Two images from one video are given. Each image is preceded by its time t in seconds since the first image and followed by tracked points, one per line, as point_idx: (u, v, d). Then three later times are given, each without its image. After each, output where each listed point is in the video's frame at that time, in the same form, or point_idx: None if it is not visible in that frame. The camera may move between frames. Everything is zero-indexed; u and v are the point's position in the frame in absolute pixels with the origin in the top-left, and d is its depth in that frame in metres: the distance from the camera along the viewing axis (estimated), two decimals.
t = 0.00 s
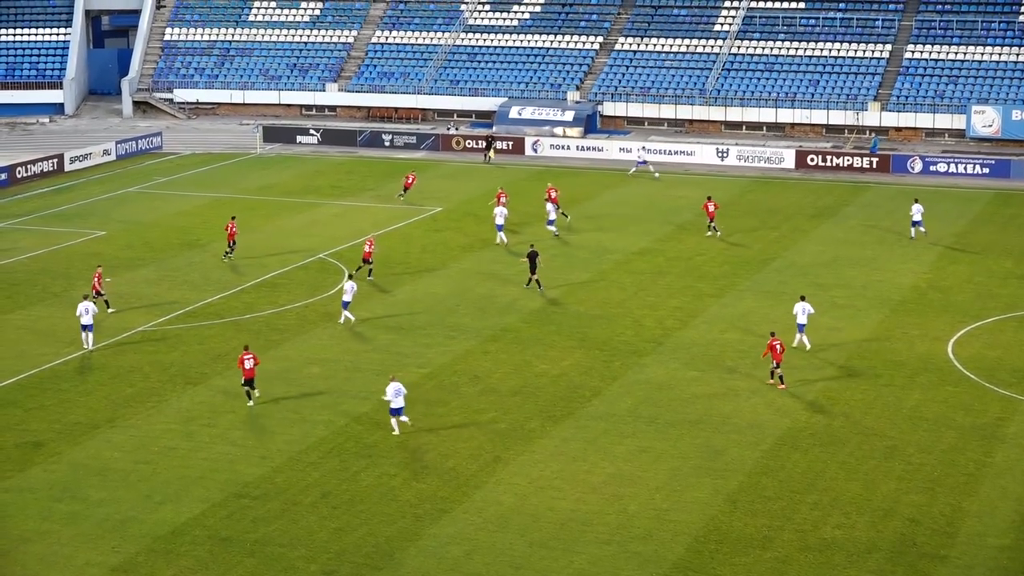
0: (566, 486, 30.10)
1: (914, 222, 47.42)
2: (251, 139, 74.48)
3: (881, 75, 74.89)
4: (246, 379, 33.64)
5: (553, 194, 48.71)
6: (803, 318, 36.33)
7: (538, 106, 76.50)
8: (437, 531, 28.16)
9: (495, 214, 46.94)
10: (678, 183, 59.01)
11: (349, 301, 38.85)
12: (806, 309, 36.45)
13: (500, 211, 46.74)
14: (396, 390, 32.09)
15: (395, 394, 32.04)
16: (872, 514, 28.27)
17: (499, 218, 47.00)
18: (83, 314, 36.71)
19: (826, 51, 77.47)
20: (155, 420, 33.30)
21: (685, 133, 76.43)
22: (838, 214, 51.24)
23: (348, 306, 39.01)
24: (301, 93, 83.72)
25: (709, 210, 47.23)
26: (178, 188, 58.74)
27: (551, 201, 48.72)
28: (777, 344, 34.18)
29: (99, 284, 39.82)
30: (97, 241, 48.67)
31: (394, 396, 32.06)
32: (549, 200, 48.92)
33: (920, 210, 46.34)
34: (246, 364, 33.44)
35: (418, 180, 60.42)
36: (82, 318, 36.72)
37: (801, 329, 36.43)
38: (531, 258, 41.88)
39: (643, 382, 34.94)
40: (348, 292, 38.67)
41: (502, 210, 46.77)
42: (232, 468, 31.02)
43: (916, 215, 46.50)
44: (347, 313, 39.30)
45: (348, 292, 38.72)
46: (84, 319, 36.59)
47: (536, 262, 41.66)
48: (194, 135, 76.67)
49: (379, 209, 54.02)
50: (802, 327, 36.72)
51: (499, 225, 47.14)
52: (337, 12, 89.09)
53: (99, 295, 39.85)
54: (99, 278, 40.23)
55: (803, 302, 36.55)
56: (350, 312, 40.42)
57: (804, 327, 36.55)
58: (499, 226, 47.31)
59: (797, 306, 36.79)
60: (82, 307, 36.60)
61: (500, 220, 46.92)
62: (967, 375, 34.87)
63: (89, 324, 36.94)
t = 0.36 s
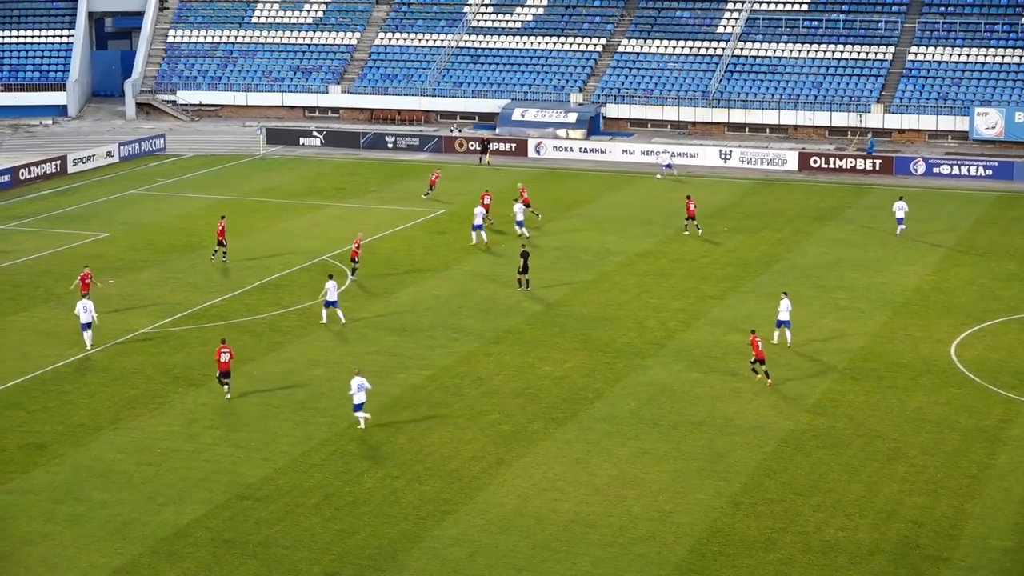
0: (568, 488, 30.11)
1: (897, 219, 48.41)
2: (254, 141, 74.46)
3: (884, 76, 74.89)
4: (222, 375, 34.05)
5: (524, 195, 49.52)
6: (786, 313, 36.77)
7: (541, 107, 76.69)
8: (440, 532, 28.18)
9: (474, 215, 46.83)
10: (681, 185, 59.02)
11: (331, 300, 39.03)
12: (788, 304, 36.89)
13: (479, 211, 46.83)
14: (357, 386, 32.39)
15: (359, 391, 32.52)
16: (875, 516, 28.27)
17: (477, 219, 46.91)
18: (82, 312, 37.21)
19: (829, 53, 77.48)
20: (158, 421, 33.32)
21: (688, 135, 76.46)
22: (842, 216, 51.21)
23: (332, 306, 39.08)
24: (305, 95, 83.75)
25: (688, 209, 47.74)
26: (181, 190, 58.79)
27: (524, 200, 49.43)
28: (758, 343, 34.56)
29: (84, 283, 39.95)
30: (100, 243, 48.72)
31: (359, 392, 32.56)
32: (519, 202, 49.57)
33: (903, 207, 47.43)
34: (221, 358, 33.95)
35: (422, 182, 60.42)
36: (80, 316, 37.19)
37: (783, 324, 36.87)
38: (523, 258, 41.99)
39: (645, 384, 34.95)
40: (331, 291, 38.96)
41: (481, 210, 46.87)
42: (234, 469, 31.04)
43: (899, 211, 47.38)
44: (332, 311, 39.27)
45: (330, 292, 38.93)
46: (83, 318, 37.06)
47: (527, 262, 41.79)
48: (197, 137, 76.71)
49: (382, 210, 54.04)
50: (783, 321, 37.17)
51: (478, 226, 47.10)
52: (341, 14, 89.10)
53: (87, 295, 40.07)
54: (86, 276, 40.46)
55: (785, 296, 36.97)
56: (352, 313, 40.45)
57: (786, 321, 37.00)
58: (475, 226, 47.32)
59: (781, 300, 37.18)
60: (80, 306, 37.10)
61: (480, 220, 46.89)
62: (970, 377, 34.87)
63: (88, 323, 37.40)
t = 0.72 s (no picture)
0: (575, 488, 30.10)
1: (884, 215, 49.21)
2: (260, 141, 74.49)
3: (890, 77, 74.86)
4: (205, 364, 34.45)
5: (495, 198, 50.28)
6: (777, 308, 37.19)
7: (547, 109, 76.40)
8: (446, 532, 28.18)
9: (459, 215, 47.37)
10: (687, 185, 59.00)
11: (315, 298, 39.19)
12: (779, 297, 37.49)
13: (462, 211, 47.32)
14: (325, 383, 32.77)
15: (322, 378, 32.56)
16: (881, 517, 28.26)
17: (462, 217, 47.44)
18: (85, 310, 37.37)
19: (835, 53, 77.45)
20: (165, 421, 33.34)
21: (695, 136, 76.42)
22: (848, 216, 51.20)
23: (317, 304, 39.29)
24: (310, 95, 83.79)
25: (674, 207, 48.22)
26: (188, 190, 58.82)
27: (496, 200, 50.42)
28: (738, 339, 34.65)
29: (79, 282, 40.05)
30: (107, 243, 48.76)
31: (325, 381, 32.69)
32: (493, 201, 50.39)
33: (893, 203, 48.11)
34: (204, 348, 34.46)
35: (429, 182, 60.44)
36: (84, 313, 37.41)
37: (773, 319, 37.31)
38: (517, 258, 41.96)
39: (652, 384, 34.94)
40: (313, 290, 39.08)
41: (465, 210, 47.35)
42: (241, 469, 31.05)
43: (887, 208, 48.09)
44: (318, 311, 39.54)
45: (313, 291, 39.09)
46: (87, 315, 37.28)
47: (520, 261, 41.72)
48: (204, 137, 76.74)
49: (389, 211, 54.04)
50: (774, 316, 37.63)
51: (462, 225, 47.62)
52: (347, 15, 89.10)
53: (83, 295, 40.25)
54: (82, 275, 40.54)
55: (776, 292, 37.60)
56: (359, 314, 40.45)
57: (777, 316, 37.49)
58: (459, 225, 47.96)
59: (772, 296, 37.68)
60: (83, 303, 37.28)
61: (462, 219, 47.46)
62: (977, 378, 34.85)
63: (90, 319, 37.59)
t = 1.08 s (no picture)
0: (588, 488, 30.09)
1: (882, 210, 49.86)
2: (273, 140, 74.62)
3: (903, 76, 74.79)
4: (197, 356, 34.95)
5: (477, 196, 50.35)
6: (782, 302, 37.55)
7: (560, 108, 76.49)
8: (458, 532, 28.19)
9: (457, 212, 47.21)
10: (698, 185, 58.94)
11: (297, 295, 39.49)
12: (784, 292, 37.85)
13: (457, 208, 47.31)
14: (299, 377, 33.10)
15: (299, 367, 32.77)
16: (894, 517, 28.23)
17: (456, 215, 47.45)
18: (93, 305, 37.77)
19: (848, 53, 77.38)
20: (177, 420, 33.38)
21: (708, 135, 76.32)
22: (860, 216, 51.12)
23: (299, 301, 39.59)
24: (323, 94, 83.79)
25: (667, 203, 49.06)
26: (201, 189, 58.81)
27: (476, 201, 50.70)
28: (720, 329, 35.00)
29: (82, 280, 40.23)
30: (119, 243, 48.81)
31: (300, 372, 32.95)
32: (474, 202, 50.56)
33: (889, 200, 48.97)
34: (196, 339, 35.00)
35: (441, 182, 60.43)
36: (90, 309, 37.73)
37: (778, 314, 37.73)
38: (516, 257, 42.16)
39: (665, 384, 34.92)
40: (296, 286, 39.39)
41: (460, 206, 47.29)
42: (253, 468, 31.08)
43: (883, 204, 48.94)
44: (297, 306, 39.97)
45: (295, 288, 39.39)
46: (94, 310, 37.61)
47: (520, 262, 41.91)
48: (217, 136, 76.78)
49: (401, 210, 54.03)
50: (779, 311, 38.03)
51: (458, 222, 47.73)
52: (360, 14, 89.13)
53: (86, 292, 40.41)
54: (85, 273, 40.70)
55: (782, 286, 38.05)
56: (371, 313, 40.47)
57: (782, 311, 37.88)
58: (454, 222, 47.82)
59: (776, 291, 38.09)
60: (90, 299, 37.69)
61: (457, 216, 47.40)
62: (991, 378, 34.81)
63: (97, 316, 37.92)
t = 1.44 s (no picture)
0: (603, 487, 30.10)
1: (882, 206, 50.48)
2: (289, 138, 74.72)
3: (919, 76, 74.67)
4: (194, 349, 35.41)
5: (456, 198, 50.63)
6: (792, 297, 37.79)
7: (576, 106, 76.62)
8: (473, 531, 28.20)
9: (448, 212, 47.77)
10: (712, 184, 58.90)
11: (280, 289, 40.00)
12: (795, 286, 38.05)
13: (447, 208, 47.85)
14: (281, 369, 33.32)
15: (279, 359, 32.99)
16: (909, 517, 28.19)
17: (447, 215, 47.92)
18: (100, 303, 38.13)
19: (864, 52, 77.26)
20: (193, 418, 33.43)
21: (724, 135, 76.28)
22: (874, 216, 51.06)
23: (283, 297, 40.15)
24: (339, 94, 83.92)
25: (665, 199, 49.53)
26: (216, 188, 58.87)
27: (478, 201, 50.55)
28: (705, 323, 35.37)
29: (94, 277, 40.15)
30: (134, 241, 48.91)
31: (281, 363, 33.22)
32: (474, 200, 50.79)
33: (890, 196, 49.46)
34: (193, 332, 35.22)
35: (456, 181, 60.43)
36: (99, 307, 38.13)
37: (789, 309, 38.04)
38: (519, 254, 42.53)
39: (680, 383, 34.91)
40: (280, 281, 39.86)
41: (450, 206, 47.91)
42: (269, 467, 31.12)
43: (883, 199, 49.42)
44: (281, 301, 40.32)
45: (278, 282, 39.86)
46: (103, 307, 38.01)
47: (522, 258, 42.20)
48: (233, 135, 76.85)
49: (416, 209, 54.09)
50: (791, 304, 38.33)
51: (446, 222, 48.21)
52: (375, 13, 89.16)
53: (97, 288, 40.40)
54: (96, 270, 40.70)
55: (794, 280, 38.23)
56: (387, 311, 40.50)
57: (793, 305, 38.16)
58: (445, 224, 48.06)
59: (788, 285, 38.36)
60: (98, 295, 38.03)
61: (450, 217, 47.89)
62: (1007, 378, 34.73)
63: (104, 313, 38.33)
